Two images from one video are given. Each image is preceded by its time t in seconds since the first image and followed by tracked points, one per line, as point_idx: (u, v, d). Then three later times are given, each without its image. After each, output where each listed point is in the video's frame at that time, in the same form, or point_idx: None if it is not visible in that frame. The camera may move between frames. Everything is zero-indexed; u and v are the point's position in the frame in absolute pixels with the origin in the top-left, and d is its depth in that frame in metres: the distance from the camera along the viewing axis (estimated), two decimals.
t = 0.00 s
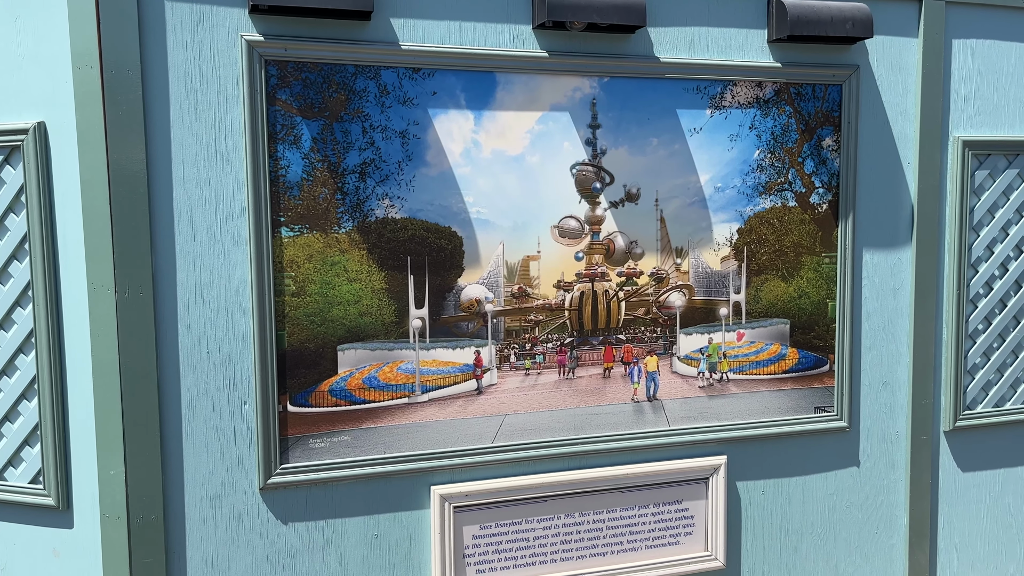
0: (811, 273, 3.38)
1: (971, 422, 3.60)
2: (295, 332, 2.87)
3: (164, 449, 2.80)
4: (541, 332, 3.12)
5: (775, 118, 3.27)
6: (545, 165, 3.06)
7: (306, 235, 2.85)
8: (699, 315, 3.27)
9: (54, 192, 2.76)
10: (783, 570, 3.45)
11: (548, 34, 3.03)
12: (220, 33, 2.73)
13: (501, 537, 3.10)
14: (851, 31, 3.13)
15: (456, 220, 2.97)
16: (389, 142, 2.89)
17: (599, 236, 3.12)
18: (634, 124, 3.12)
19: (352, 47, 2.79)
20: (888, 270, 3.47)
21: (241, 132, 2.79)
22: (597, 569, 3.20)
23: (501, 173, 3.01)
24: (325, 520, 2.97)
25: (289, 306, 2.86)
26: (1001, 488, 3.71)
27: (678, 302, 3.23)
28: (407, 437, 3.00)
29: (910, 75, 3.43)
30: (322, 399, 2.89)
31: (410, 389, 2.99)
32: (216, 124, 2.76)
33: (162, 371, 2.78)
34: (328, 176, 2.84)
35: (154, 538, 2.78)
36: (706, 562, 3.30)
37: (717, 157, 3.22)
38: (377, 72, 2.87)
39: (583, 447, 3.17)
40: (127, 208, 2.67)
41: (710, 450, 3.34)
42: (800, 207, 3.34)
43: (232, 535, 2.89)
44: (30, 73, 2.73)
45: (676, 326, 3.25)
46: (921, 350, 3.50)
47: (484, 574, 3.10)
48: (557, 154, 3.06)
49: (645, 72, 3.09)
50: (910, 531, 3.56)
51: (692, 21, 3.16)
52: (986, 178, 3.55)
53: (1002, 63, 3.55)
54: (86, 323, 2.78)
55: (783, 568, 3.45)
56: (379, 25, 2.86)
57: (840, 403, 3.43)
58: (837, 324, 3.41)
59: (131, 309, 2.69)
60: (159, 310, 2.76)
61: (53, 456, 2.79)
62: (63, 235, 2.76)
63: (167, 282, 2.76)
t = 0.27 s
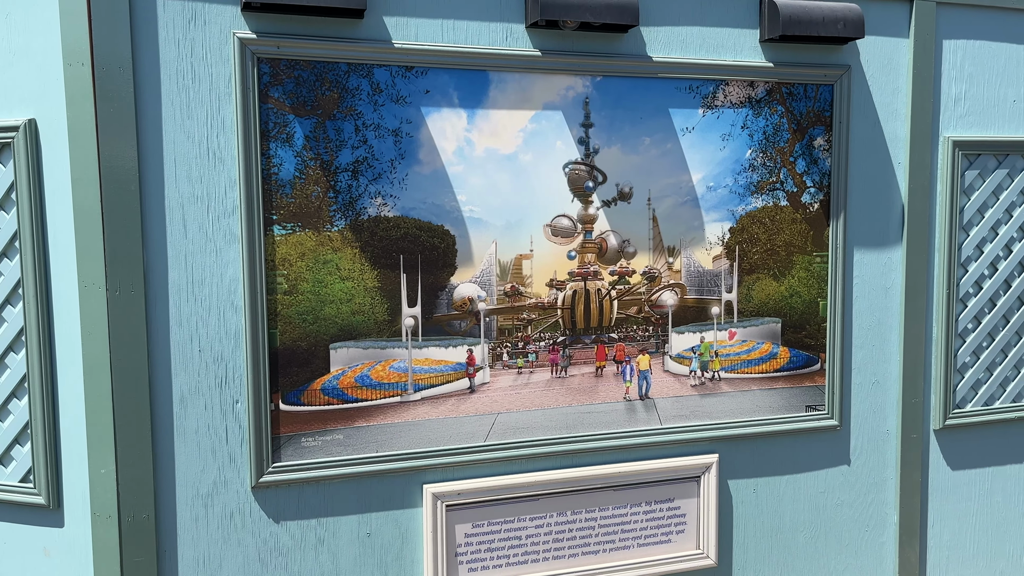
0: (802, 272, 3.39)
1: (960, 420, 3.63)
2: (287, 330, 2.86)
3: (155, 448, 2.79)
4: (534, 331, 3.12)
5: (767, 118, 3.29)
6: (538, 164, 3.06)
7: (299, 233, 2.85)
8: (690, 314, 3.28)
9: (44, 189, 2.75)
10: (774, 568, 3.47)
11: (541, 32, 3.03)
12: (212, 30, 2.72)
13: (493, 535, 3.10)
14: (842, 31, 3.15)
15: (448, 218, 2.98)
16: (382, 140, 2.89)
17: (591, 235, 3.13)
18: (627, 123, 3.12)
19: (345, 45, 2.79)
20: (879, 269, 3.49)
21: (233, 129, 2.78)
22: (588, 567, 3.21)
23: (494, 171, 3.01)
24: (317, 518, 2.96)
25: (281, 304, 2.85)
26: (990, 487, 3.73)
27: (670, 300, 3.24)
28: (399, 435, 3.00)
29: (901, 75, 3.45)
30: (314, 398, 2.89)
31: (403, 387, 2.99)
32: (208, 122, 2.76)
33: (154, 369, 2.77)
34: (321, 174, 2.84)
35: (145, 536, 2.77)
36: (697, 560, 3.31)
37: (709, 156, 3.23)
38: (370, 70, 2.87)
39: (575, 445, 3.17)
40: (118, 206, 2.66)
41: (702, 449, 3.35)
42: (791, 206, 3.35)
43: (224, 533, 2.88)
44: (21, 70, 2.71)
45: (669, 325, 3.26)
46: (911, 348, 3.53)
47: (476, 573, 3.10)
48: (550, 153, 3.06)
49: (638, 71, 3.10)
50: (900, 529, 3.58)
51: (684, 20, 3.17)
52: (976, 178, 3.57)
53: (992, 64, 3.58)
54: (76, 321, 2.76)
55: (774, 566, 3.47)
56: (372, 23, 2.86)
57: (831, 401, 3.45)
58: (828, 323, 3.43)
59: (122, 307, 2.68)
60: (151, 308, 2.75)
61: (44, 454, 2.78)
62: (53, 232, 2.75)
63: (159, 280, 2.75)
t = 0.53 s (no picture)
0: (795, 273, 3.41)
1: (951, 421, 3.65)
2: (281, 330, 2.86)
3: (148, 447, 2.79)
4: (528, 331, 3.13)
5: (760, 119, 3.30)
6: (532, 164, 3.07)
7: (292, 233, 2.84)
8: (684, 314, 3.29)
9: (37, 188, 2.74)
10: (766, 568, 3.49)
11: (536, 33, 3.04)
12: (206, 29, 2.72)
13: (487, 535, 3.10)
14: (836, 34, 3.15)
15: (443, 218, 2.98)
16: (376, 140, 2.89)
17: (585, 235, 3.14)
18: (621, 123, 3.13)
19: (339, 44, 2.79)
20: (871, 271, 3.51)
21: (227, 128, 2.78)
22: (582, 567, 3.22)
23: (488, 171, 3.02)
24: (311, 518, 2.96)
25: (275, 304, 2.85)
26: (981, 487, 3.76)
27: (664, 301, 3.25)
28: (393, 435, 3.00)
29: (893, 77, 3.47)
30: (308, 397, 2.89)
31: (396, 387, 2.99)
32: (202, 121, 2.75)
33: (147, 368, 2.76)
34: (315, 174, 2.84)
35: (138, 537, 2.76)
36: (690, 560, 3.32)
37: (702, 157, 3.24)
38: (365, 70, 2.87)
39: (569, 445, 3.18)
40: (112, 204, 2.66)
41: (695, 449, 3.36)
42: (784, 207, 3.37)
43: (217, 533, 2.88)
44: (13, 68, 2.70)
45: (662, 325, 3.27)
46: (902, 349, 3.55)
47: (470, 572, 3.11)
48: (544, 154, 3.07)
49: (632, 72, 3.11)
50: (891, 529, 3.60)
51: (678, 21, 3.18)
52: (966, 180, 3.60)
53: (983, 67, 3.60)
54: (68, 321, 2.75)
55: (766, 566, 3.48)
56: (367, 23, 2.86)
57: (823, 402, 3.47)
58: (820, 324, 3.44)
59: (115, 306, 2.68)
60: (144, 307, 2.74)
61: (36, 453, 2.77)
62: (46, 231, 2.74)
63: (152, 279, 2.74)
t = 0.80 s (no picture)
0: (790, 277, 3.43)
1: (945, 425, 3.67)
2: (278, 333, 2.87)
3: (145, 450, 2.79)
4: (524, 334, 3.14)
5: (756, 125, 3.32)
6: (529, 169, 3.08)
7: (290, 236, 2.85)
8: (679, 318, 3.30)
9: (34, 190, 2.74)
10: (761, 571, 3.50)
11: (533, 38, 3.05)
12: (205, 33, 2.72)
13: (483, 538, 3.11)
14: (830, 40, 3.19)
15: (440, 222, 2.99)
16: (374, 144, 2.90)
17: (581, 239, 3.15)
18: (617, 128, 3.15)
19: (338, 49, 2.80)
20: (865, 275, 3.53)
21: (225, 132, 2.79)
22: (577, 571, 3.23)
23: (485, 176, 3.03)
24: (307, 521, 2.97)
25: (272, 307, 2.86)
26: (974, 491, 3.78)
27: (659, 305, 3.27)
28: (389, 438, 3.01)
29: (887, 84, 3.50)
30: (304, 400, 2.89)
31: (393, 390, 3.00)
32: (200, 124, 2.76)
33: (143, 371, 2.76)
34: (312, 178, 2.85)
35: (134, 540, 2.77)
36: (685, 563, 3.33)
37: (698, 163, 3.26)
38: (363, 74, 2.88)
39: (565, 449, 3.19)
40: (109, 207, 2.66)
41: (691, 452, 3.38)
42: (779, 212, 3.39)
43: (213, 536, 2.88)
44: (11, 70, 2.70)
45: (658, 329, 3.28)
46: (896, 353, 3.57)
47: None
48: (541, 158, 3.08)
49: (629, 78, 3.13)
50: (885, 533, 3.62)
51: (675, 27, 3.20)
52: (960, 186, 3.62)
53: (977, 73, 3.63)
54: (65, 323, 2.75)
55: (761, 569, 3.50)
56: (365, 27, 2.87)
57: (818, 406, 3.49)
58: (815, 328, 3.46)
59: (113, 309, 2.68)
60: (141, 310, 2.74)
61: (32, 456, 2.77)
62: (43, 233, 2.74)
63: (150, 282, 2.75)
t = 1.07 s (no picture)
0: (786, 284, 3.44)
1: (940, 432, 3.68)
2: (276, 340, 2.88)
3: (143, 456, 2.79)
4: (521, 341, 3.15)
5: (752, 133, 3.34)
6: (526, 176, 3.10)
7: (288, 243, 2.87)
8: (676, 325, 3.32)
9: (33, 196, 2.75)
10: None
11: (531, 46, 3.07)
12: (204, 41, 2.74)
13: (480, 545, 3.12)
14: (825, 49, 3.23)
15: (437, 229, 3.00)
16: (372, 151, 2.92)
17: (579, 246, 3.17)
18: (614, 136, 3.17)
19: (337, 56, 2.82)
20: (861, 282, 3.55)
21: (224, 139, 2.80)
22: None
23: (482, 183, 3.05)
24: (304, 527, 2.97)
25: (270, 313, 2.87)
26: (970, 497, 3.79)
27: (656, 312, 3.28)
28: (386, 444, 3.02)
29: (882, 92, 3.52)
30: (302, 407, 2.90)
31: (391, 396, 3.01)
32: (199, 131, 2.77)
33: (142, 377, 2.77)
34: (311, 185, 2.86)
35: (131, 545, 2.77)
36: (681, 570, 3.34)
37: (695, 170, 3.28)
38: (361, 82, 2.90)
39: (561, 455, 3.20)
40: (109, 214, 2.67)
41: (687, 459, 3.39)
42: (775, 220, 3.40)
43: (211, 542, 2.88)
44: (11, 77, 2.72)
45: (654, 336, 3.29)
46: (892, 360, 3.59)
47: None
48: (539, 166, 3.10)
49: (626, 86, 3.15)
50: (881, 539, 3.63)
51: (671, 36, 3.22)
52: (955, 193, 3.64)
53: (971, 82, 3.65)
54: (64, 329, 2.76)
55: None
56: (364, 35, 2.89)
57: (814, 412, 3.50)
58: (811, 335, 3.48)
59: (111, 315, 2.69)
60: (140, 316, 2.75)
61: (30, 461, 2.78)
62: (42, 239, 2.75)
63: (149, 289, 2.76)
